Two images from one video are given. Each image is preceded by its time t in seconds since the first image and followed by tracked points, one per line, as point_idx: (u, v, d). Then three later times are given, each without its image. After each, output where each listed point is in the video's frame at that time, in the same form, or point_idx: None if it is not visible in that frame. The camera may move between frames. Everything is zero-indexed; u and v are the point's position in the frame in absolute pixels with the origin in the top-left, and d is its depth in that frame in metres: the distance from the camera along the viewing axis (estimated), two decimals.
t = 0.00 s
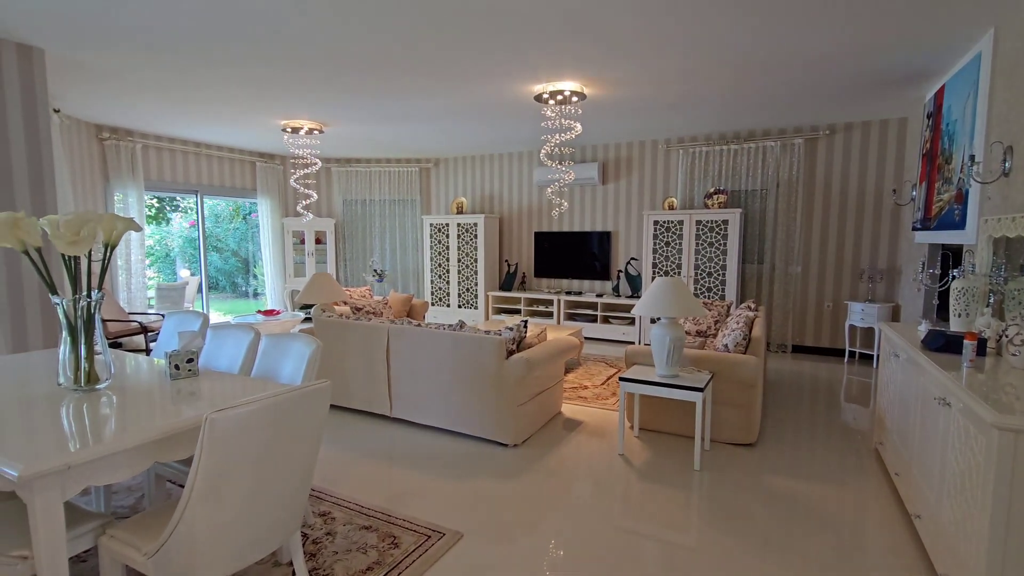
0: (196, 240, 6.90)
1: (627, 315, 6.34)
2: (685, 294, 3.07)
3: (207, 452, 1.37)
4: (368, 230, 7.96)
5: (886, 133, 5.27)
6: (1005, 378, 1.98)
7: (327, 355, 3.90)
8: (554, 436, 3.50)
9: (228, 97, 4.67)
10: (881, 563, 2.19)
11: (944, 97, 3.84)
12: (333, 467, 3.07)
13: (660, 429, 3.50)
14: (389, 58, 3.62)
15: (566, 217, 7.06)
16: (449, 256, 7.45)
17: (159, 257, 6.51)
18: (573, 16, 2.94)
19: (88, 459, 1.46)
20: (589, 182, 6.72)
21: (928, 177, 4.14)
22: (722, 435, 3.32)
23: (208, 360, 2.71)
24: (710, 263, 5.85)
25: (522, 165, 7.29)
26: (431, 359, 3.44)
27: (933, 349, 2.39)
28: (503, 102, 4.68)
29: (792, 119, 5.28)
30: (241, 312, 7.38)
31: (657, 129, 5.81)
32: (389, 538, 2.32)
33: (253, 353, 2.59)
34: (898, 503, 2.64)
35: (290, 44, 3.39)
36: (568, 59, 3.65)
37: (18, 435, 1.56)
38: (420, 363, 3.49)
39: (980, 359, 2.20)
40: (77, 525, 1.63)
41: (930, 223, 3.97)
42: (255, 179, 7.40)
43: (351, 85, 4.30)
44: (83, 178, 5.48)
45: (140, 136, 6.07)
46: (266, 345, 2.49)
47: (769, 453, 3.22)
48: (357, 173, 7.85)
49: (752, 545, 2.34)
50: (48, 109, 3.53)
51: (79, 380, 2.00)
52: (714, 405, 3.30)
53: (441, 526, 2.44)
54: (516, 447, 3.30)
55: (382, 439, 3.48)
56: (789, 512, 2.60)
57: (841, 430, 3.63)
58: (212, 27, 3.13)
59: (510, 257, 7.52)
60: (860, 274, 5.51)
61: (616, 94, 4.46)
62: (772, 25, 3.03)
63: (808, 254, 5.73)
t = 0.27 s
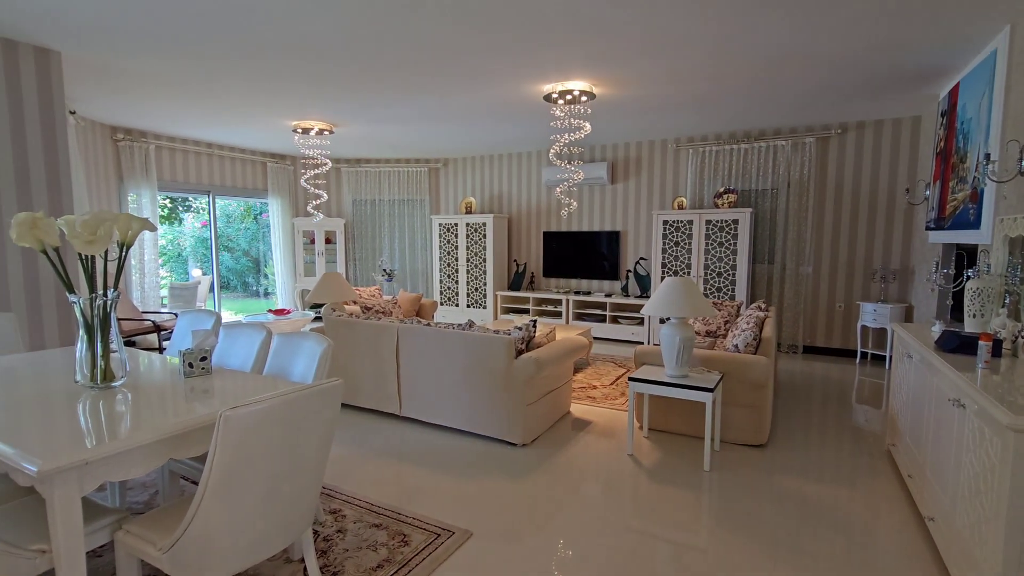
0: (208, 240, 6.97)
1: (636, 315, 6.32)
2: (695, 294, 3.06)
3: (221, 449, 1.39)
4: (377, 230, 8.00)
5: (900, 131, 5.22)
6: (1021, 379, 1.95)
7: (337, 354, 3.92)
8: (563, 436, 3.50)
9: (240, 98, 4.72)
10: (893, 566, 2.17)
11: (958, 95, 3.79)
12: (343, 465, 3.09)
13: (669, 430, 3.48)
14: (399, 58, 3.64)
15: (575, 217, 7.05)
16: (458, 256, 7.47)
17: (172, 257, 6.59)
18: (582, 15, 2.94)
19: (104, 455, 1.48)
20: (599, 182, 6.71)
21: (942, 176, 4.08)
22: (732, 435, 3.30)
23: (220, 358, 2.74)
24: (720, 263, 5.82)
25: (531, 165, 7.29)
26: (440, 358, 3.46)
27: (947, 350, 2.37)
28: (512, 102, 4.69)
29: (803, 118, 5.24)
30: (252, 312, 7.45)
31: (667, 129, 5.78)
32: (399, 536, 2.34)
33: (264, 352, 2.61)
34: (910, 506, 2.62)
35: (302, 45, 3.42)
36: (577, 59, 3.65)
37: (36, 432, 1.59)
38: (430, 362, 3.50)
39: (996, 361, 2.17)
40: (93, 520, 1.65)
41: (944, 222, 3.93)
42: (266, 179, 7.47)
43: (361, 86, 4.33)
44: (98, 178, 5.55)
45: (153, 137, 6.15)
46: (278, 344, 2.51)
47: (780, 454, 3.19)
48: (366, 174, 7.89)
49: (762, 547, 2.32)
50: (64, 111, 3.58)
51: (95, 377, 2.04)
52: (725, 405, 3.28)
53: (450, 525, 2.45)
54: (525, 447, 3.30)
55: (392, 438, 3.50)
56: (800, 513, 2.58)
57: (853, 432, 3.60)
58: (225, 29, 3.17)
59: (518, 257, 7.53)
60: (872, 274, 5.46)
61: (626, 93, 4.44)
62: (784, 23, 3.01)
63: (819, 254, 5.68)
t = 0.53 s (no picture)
0: (215, 240, 7.02)
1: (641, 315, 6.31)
2: (701, 294, 3.05)
3: (231, 447, 1.40)
4: (383, 230, 8.02)
5: (908, 131, 5.18)
6: None
7: (344, 353, 3.94)
8: (568, 435, 3.50)
9: (248, 99, 4.75)
10: (900, 568, 2.16)
11: (968, 94, 3.77)
12: (350, 464, 3.10)
13: (675, 430, 3.48)
14: (406, 58, 3.65)
15: (581, 217, 7.05)
16: (464, 256, 7.48)
17: (179, 256, 6.64)
18: (588, 15, 2.94)
19: (115, 453, 1.50)
20: (604, 182, 6.71)
21: (951, 175, 4.05)
22: (739, 436, 3.29)
23: (228, 357, 2.76)
24: (726, 263, 5.80)
25: (537, 165, 7.30)
26: (446, 357, 3.46)
27: (956, 351, 2.35)
28: (518, 102, 4.70)
29: (810, 117, 5.21)
30: (258, 311, 7.49)
31: (673, 128, 5.77)
32: (405, 534, 2.35)
33: (272, 351, 2.63)
34: (919, 507, 2.60)
35: (309, 45, 3.44)
36: (583, 59, 3.65)
37: (48, 430, 1.61)
38: (436, 361, 3.51)
39: (1005, 361, 2.15)
40: (104, 517, 1.67)
41: (953, 222, 3.90)
42: (273, 180, 7.51)
43: (368, 86, 4.35)
44: (107, 179, 5.61)
45: (161, 137, 6.20)
46: (285, 343, 2.53)
47: (787, 455, 3.18)
48: (373, 174, 7.92)
49: (768, 547, 2.32)
50: (74, 112, 3.62)
51: (105, 376, 2.05)
52: (731, 406, 3.27)
53: (456, 524, 2.46)
54: (531, 446, 3.30)
55: (398, 437, 3.51)
56: (807, 514, 2.57)
57: (861, 433, 3.58)
58: (233, 30, 3.19)
59: (524, 257, 7.53)
60: (879, 274, 5.43)
61: (632, 93, 4.44)
62: (791, 22, 3.00)
63: (826, 254, 5.65)
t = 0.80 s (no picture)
0: (217, 240, 7.03)
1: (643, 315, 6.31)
2: (703, 294, 3.05)
3: (235, 446, 1.41)
4: (385, 230, 8.03)
5: (911, 130, 5.17)
6: None
7: (346, 353, 3.95)
8: (570, 435, 3.50)
9: (250, 99, 4.76)
10: (903, 568, 2.16)
11: (970, 93, 3.76)
12: (352, 463, 3.11)
13: (677, 430, 3.48)
14: (408, 58, 3.65)
15: (583, 217, 7.05)
16: (465, 256, 7.49)
17: (181, 256, 6.66)
18: (590, 15, 2.94)
19: (119, 451, 1.51)
20: (606, 182, 6.71)
21: (953, 175, 4.05)
22: (741, 436, 3.29)
23: (231, 357, 2.77)
24: (728, 263, 5.80)
25: (538, 165, 7.30)
26: (448, 357, 3.47)
27: (958, 351, 2.35)
28: (519, 101, 4.70)
29: (812, 116, 5.20)
30: (260, 311, 7.50)
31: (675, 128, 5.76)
32: (407, 533, 2.35)
33: (274, 350, 2.63)
34: (921, 507, 2.60)
35: (311, 45, 3.44)
36: (585, 58, 3.65)
37: (52, 429, 1.62)
38: (438, 361, 3.52)
39: (1008, 361, 2.15)
40: (108, 515, 1.68)
41: (955, 221, 3.89)
42: (275, 179, 7.52)
43: (370, 86, 4.35)
44: (110, 179, 5.62)
45: (164, 137, 6.21)
46: (288, 342, 2.53)
47: (789, 455, 3.18)
48: (374, 174, 7.93)
49: (770, 547, 2.32)
50: (77, 112, 3.63)
51: (109, 375, 2.06)
52: (733, 405, 3.27)
53: (458, 523, 2.46)
54: (533, 446, 3.31)
55: (400, 437, 3.51)
56: (809, 515, 2.57)
57: (863, 433, 3.58)
58: (235, 30, 3.20)
59: (525, 257, 7.53)
60: (881, 274, 5.42)
61: (633, 93, 4.44)
62: (793, 21, 3.00)
63: (828, 254, 5.65)
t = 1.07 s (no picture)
0: (215, 239, 7.02)
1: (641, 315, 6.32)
2: (701, 294, 3.06)
3: (234, 446, 1.41)
4: (383, 230, 8.03)
5: (908, 130, 5.19)
6: None
7: (344, 352, 3.95)
8: (568, 434, 3.51)
9: (248, 98, 4.76)
10: (900, 566, 2.17)
11: (967, 94, 3.78)
12: (350, 463, 3.11)
13: (675, 429, 3.49)
14: (406, 58, 3.65)
15: (581, 217, 7.06)
16: (464, 256, 7.49)
17: (179, 256, 6.65)
18: (588, 15, 2.95)
19: (118, 451, 1.51)
20: (604, 181, 6.71)
21: (950, 175, 4.06)
22: (738, 435, 3.30)
23: (230, 356, 2.77)
24: (726, 263, 5.81)
25: (537, 165, 7.30)
26: (446, 357, 3.47)
27: (955, 350, 2.36)
28: (517, 101, 4.71)
29: (809, 116, 5.22)
30: (258, 311, 7.50)
31: (673, 128, 5.77)
32: (406, 532, 2.36)
33: (273, 350, 2.63)
34: (918, 505, 2.61)
35: (309, 45, 3.44)
36: (583, 58, 3.65)
37: (50, 428, 1.62)
38: (436, 360, 3.52)
39: (1003, 360, 2.16)
40: (107, 515, 1.68)
41: (952, 221, 3.90)
42: (273, 179, 7.51)
43: (368, 86, 4.35)
44: (107, 178, 5.61)
45: (161, 137, 6.19)
46: (286, 342, 2.54)
47: (787, 454, 3.19)
48: (373, 173, 7.92)
49: (768, 546, 2.33)
50: (75, 112, 3.62)
51: (107, 375, 2.06)
52: (730, 405, 3.28)
53: (457, 522, 2.46)
54: (531, 445, 3.31)
55: (399, 436, 3.51)
56: (807, 513, 2.58)
57: (860, 432, 3.59)
58: (233, 30, 3.19)
59: (524, 256, 7.53)
60: (879, 274, 5.44)
61: (632, 93, 4.44)
62: (791, 21, 3.01)
63: (826, 254, 5.66)
